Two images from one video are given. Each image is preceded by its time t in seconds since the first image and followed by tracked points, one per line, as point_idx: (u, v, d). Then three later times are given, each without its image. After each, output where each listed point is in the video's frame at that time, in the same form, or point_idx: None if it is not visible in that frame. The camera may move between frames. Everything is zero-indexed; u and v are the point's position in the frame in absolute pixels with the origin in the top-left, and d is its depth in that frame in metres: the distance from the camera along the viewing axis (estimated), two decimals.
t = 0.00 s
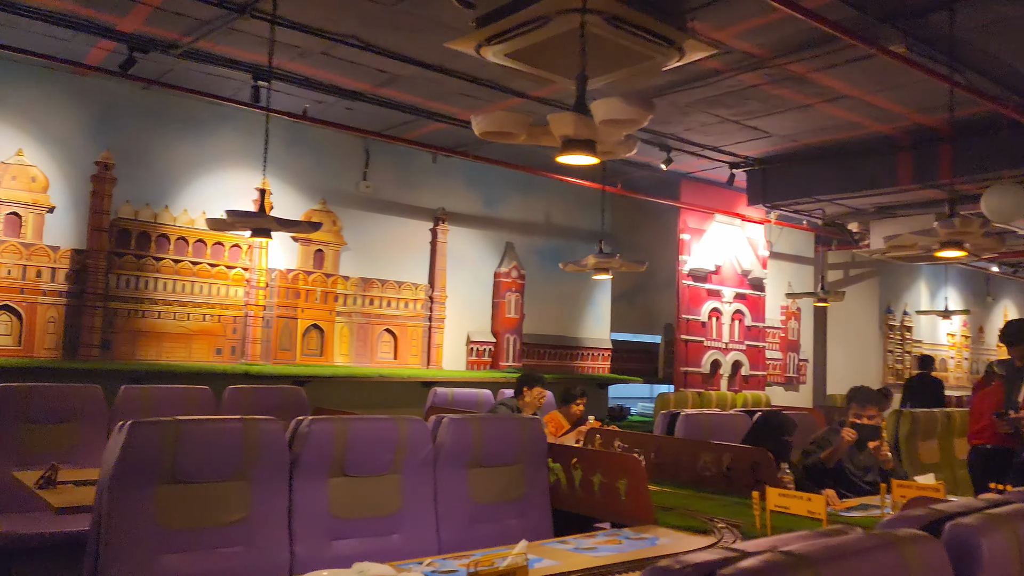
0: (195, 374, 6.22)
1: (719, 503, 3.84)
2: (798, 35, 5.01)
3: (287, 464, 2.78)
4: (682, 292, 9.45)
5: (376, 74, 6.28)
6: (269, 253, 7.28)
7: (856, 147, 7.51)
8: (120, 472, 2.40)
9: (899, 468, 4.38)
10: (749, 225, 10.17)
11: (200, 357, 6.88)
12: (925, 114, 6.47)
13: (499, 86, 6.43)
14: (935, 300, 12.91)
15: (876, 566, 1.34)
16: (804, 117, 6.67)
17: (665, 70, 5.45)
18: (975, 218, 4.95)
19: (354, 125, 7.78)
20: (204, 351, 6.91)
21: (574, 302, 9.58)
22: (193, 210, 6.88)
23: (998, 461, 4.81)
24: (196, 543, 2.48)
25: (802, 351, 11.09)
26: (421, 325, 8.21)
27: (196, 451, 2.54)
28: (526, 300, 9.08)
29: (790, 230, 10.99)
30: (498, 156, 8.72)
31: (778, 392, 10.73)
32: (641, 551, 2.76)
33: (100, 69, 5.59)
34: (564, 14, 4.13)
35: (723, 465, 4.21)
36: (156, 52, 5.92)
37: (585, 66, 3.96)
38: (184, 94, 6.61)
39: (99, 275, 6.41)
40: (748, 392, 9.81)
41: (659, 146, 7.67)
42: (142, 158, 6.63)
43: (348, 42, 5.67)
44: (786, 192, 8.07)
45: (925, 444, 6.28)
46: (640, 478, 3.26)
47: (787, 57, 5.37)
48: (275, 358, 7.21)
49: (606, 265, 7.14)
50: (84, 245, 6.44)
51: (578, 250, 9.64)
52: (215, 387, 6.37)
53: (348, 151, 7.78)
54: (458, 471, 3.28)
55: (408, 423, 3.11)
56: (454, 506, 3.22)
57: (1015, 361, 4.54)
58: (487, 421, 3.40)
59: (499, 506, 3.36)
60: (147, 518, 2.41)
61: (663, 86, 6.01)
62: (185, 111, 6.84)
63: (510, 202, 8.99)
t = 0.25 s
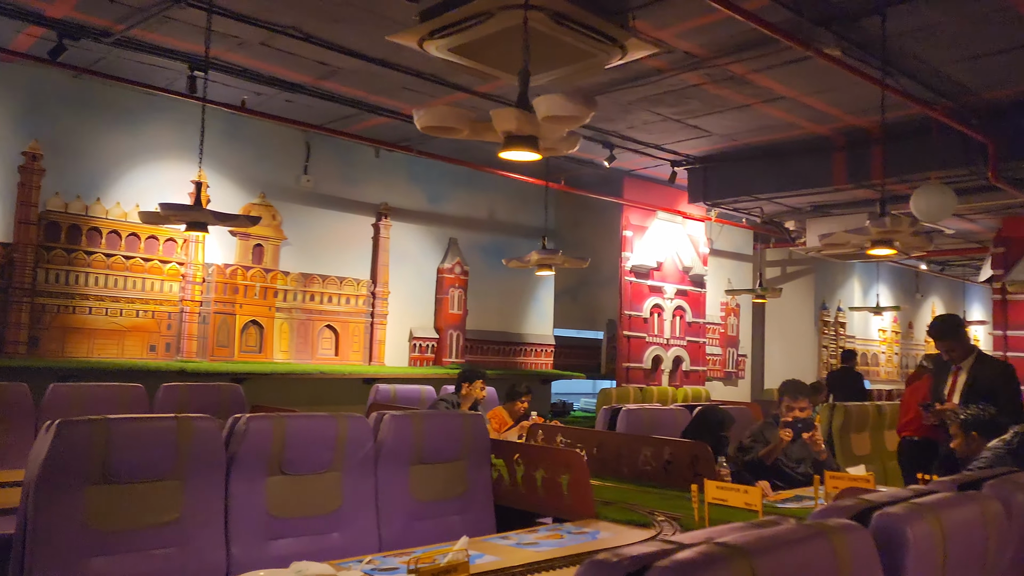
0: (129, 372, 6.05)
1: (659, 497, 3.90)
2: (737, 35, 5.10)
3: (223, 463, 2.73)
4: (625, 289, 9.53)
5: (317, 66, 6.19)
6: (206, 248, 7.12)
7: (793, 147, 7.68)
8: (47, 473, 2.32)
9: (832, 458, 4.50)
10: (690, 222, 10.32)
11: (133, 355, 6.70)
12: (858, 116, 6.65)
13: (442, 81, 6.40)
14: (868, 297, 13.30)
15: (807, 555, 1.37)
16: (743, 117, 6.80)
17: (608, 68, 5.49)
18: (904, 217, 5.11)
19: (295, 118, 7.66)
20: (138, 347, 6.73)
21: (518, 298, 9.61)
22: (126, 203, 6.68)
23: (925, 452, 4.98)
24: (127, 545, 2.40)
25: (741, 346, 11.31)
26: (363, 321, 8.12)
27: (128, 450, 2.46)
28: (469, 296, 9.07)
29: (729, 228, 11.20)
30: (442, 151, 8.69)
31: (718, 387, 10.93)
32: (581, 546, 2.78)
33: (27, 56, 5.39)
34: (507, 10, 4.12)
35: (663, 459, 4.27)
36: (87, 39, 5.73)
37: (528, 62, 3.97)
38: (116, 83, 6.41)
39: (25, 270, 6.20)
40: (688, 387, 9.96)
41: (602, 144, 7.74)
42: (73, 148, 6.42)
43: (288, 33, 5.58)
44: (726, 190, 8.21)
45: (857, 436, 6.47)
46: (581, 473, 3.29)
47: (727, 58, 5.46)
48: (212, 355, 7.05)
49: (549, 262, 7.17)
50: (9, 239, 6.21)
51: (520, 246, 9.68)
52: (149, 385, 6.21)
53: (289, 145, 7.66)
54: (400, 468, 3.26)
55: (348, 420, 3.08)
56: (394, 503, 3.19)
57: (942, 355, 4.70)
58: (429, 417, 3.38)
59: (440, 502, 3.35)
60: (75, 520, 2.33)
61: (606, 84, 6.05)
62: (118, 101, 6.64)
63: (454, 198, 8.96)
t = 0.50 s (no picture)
0: (69, 370, 5.90)
1: (609, 491, 3.93)
2: (686, 35, 5.16)
3: (167, 462, 2.67)
4: (577, 285, 9.53)
5: (265, 58, 6.09)
6: (150, 243, 6.97)
7: (741, 145, 7.80)
8: None
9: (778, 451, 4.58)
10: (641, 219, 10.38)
11: (74, 353, 6.52)
12: (805, 116, 6.78)
13: (393, 75, 6.35)
14: (814, 293, 13.59)
15: (751, 547, 1.39)
16: (693, 115, 6.88)
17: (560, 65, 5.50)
18: (848, 215, 5.22)
19: (243, 111, 7.53)
20: (79, 345, 6.55)
21: (470, 294, 9.60)
22: (66, 196, 6.50)
23: (867, 444, 5.10)
24: (66, 548, 2.34)
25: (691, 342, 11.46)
26: (314, 318, 8.03)
27: (68, 450, 2.40)
28: (421, 292, 9.04)
29: (680, 225, 11.33)
30: (394, 146, 8.63)
31: (668, 382, 11.06)
32: (532, 541, 2.79)
33: None
34: (457, 5, 4.11)
35: (614, 454, 4.31)
36: (24, 27, 5.55)
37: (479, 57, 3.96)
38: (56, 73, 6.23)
39: None
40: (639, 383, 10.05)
41: (554, 140, 7.76)
42: (10, 140, 6.21)
43: (235, 24, 5.48)
44: (676, 188, 8.31)
45: (803, 429, 6.61)
46: (533, 469, 3.30)
47: (676, 56, 5.52)
48: (156, 352, 6.89)
49: (501, 258, 7.17)
50: None
51: (473, 242, 9.66)
52: (90, 383, 6.06)
53: (237, 139, 7.52)
54: (349, 465, 3.23)
55: (297, 418, 3.04)
56: (344, 501, 3.17)
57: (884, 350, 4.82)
58: (379, 414, 3.36)
59: (390, 500, 3.33)
60: (12, 523, 2.26)
61: (558, 81, 6.07)
62: (58, 91, 6.45)
63: (405, 193, 8.91)
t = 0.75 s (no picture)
0: (13, 370, 5.73)
1: (566, 487, 3.95)
2: (642, 33, 5.20)
3: (114, 463, 2.60)
4: (534, 282, 9.60)
5: (217, 51, 5.98)
6: (98, 240, 6.81)
7: (697, 144, 7.88)
8: None
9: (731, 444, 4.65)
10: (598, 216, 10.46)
11: (19, 352, 6.34)
12: (757, 115, 6.88)
13: (349, 70, 6.29)
14: (768, 290, 13.79)
15: (700, 540, 1.40)
16: (649, 113, 6.93)
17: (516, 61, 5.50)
18: (800, 212, 5.30)
19: (195, 105, 7.39)
20: (24, 344, 6.37)
21: (428, 292, 9.57)
22: (10, 191, 6.31)
23: (819, 438, 5.19)
24: (8, 552, 2.27)
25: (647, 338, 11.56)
26: (268, 315, 7.91)
27: (8, 451, 2.32)
28: (377, 289, 8.97)
29: (637, 222, 11.42)
30: (350, 142, 8.55)
31: (625, 378, 11.14)
32: (488, 538, 2.78)
33: None
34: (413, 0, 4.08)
35: (570, 450, 4.33)
36: None
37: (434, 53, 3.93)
38: None
39: None
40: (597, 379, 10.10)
41: (512, 137, 7.76)
42: None
43: (185, 16, 5.37)
44: (633, 185, 8.36)
45: (756, 424, 6.71)
46: (489, 466, 3.29)
47: (632, 54, 5.55)
48: (105, 351, 6.73)
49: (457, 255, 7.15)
50: None
51: (431, 240, 9.63)
52: (35, 384, 5.90)
53: (188, 133, 7.39)
54: (303, 464, 3.19)
55: (248, 417, 2.99)
56: (297, 500, 3.13)
57: (833, 345, 4.92)
58: (333, 412, 3.32)
59: (345, 499, 3.30)
60: None
61: (515, 77, 6.07)
62: None
63: (361, 189, 8.84)
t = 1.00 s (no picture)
0: None
1: (525, 486, 3.95)
2: (600, 32, 5.21)
3: (61, 466, 2.54)
4: (494, 281, 9.57)
5: (169, 45, 5.87)
6: (46, 238, 6.64)
7: (655, 143, 7.93)
8: None
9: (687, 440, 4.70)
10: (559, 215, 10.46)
11: None
12: (714, 114, 6.95)
13: (305, 66, 6.21)
14: (727, 288, 13.95)
15: (652, 536, 1.41)
16: (608, 112, 6.96)
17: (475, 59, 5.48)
18: (755, 211, 5.36)
19: (147, 100, 7.25)
20: None
21: (387, 290, 9.52)
22: None
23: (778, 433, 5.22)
24: None
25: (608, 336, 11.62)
26: (224, 315, 7.75)
27: None
28: (336, 288, 8.89)
29: (597, 221, 11.47)
30: (308, 139, 8.45)
31: (586, 376, 11.19)
32: (445, 538, 2.77)
33: None
34: None
35: (529, 448, 4.34)
36: None
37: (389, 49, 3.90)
38: None
39: None
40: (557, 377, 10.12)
41: (471, 135, 7.74)
42: None
43: (136, 10, 5.26)
44: (592, 184, 8.39)
45: (714, 420, 6.78)
46: (447, 466, 3.27)
47: (590, 53, 5.57)
48: (53, 351, 6.54)
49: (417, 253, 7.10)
50: None
51: (390, 238, 9.58)
52: None
53: (140, 129, 7.25)
54: (258, 465, 3.14)
55: (201, 418, 2.94)
56: (252, 502, 3.08)
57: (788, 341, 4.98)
58: (289, 412, 3.28)
59: (301, 500, 3.26)
60: None
61: (474, 75, 6.06)
62: None
63: (319, 187, 8.75)
